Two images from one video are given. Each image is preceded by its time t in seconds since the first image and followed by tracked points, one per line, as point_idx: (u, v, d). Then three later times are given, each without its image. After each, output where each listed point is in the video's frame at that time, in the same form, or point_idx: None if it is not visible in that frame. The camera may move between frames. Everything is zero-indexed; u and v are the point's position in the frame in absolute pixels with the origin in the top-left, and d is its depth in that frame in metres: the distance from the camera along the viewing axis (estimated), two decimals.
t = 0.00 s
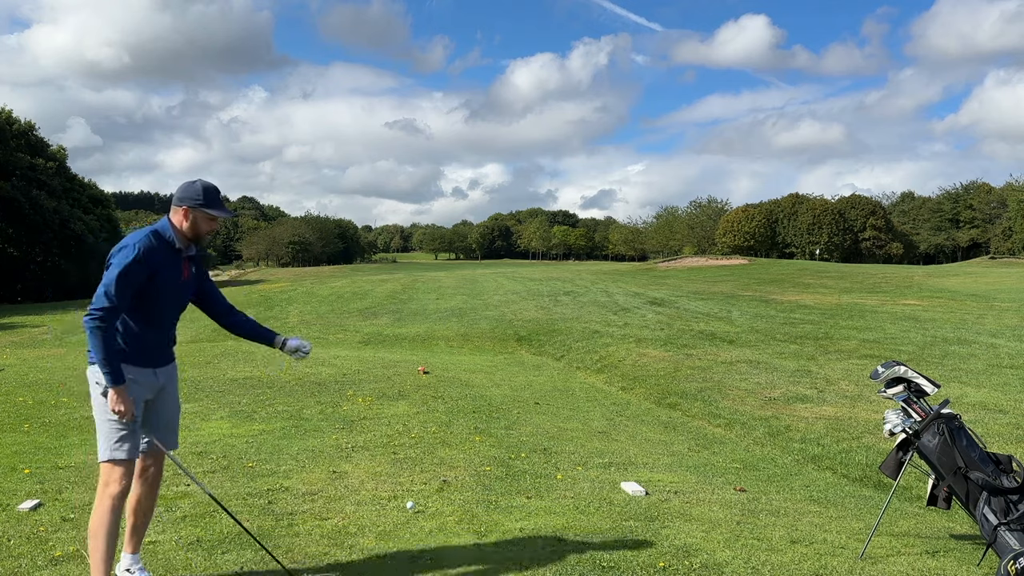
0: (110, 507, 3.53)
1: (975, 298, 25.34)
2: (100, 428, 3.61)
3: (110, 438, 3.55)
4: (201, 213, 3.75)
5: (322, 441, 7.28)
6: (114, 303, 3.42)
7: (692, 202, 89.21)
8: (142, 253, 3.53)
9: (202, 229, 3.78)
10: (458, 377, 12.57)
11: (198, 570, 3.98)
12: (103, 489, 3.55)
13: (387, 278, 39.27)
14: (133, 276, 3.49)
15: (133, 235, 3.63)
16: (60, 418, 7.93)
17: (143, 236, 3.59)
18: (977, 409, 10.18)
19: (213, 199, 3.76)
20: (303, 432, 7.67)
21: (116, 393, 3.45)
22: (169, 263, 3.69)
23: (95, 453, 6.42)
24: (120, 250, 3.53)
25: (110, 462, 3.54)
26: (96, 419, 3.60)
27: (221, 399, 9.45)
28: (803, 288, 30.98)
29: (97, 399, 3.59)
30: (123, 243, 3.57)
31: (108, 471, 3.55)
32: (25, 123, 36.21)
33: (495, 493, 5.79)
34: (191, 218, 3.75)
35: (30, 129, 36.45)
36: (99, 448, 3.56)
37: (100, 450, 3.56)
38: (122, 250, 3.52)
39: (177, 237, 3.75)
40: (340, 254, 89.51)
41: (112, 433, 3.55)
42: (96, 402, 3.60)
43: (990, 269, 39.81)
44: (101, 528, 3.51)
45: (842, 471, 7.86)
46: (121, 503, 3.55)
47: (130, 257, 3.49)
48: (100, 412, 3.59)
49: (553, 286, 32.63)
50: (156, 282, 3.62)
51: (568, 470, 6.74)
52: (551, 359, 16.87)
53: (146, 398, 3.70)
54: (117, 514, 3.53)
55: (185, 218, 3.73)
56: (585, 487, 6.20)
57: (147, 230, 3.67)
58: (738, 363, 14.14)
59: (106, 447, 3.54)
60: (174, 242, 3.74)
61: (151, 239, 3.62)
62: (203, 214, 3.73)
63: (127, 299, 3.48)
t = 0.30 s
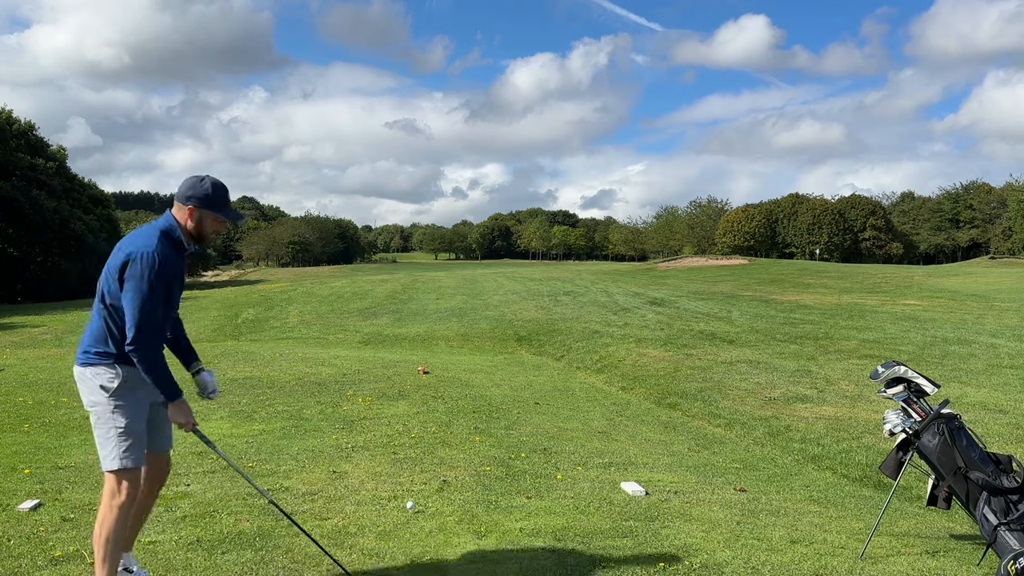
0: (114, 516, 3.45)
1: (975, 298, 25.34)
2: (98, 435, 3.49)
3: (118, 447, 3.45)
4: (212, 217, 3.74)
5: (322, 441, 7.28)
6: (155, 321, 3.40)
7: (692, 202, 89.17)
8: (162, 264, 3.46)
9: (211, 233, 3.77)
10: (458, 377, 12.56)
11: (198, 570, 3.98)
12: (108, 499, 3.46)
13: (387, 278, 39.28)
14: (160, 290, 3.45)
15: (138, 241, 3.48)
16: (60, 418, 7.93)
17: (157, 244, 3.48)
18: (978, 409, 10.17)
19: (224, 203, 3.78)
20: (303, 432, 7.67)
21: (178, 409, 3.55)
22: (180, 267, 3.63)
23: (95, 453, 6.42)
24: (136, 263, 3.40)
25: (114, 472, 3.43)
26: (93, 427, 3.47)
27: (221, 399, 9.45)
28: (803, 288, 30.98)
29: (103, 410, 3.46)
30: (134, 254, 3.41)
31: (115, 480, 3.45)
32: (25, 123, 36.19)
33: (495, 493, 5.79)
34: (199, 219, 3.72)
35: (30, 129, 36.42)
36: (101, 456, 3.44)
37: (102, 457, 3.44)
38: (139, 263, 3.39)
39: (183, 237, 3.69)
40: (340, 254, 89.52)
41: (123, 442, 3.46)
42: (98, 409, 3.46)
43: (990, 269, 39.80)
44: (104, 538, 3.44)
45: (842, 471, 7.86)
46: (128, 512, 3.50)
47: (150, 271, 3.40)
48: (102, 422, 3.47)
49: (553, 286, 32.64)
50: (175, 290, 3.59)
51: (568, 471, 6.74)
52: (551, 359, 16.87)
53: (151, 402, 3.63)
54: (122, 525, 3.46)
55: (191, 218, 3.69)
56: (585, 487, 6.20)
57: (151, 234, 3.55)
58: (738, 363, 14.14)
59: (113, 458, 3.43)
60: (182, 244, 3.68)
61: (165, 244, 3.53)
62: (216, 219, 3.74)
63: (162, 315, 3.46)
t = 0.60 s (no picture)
0: (107, 520, 3.47)
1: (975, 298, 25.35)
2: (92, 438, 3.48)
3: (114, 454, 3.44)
4: (221, 222, 3.75)
5: (322, 441, 7.28)
6: (168, 326, 3.44)
7: (692, 202, 89.16)
8: (173, 268, 3.48)
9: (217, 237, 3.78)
10: (458, 377, 12.56)
11: (198, 570, 3.98)
12: (100, 503, 3.47)
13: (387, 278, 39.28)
14: (170, 295, 3.47)
15: (147, 243, 3.48)
16: (60, 418, 7.94)
17: (167, 247, 3.49)
18: (978, 409, 10.17)
19: (234, 210, 3.78)
20: (303, 432, 7.67)
21: (192, 412, 3.66)
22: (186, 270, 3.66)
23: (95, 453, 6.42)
24: (148, 267, 3.41)
25: (108, 476, 3.44)
26: (88, 431, 3.46)
27: (221, 399, 9.45)
28: (803, 288, 30.99)
29: (101, 415, 3.46)
30: (145, 258, 3.41)
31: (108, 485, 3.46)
32: (25, 123, 36.17)
33: (495, 494, 5.79)
34: (206, 223, 3.72)
35: (30, 129, 36.41)
36: (96, 461, 3.44)
37: (96, 462, 3.44)
38: (150, 267, 3.41)
39: (189, 238, 3.68)
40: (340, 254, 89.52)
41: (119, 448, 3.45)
42: (98, 415, 3.46)
43: (991, 269, 39.80)
44: (97, 542, 3.46)
45: (842, 471, 7.86)
46: (121, 516, 3.51)
47: (162, 276, 3.42)
48: (98, 426, 3.46)
49: (553, 286, 32.63)
50: (181, 294, 3.62)
51: (568, 471, 6.74)
52: (551, 359, 16.87)
53: (147, 405, 3.63)
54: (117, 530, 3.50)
55: (199, 220, 3.68)
56: (585, 487, 6.20)
57: (159, 235, 3.54)
58: (738, 363, 14.14)
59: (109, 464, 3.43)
60: (188, 247, 3.68)
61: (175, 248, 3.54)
62: (224, 225, 3.75)
63: (173, 320, 3.51)
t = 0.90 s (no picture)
0: (100, 521, 3.47)
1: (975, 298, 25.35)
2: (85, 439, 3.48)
3: (107, 456, 3.44)
4: (225, 230, 3.73)
5: (322, 440, 7.28)
6: (168, 327, 3.44)
7: (692, 202, 89.11)
8: (172, 269, 3.47)
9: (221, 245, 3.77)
10: (458, 377, 12.57)
11: (198, 570, 3.98)
12: (92, 505, 3.47)
13: (387, 278, 39.28)
14: (170, 297, 3.47)
15: (148, 244, 3.48)
16: (60, 417, 7.94)
17: (167, 248, 3.49)
18: (978, 409, 10.17)
19: (238, 217, 3.76)
20: (303, 432, 7.67)
21: (193, 414, 3.65)
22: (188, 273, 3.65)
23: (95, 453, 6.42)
24: (147, 268, 3.41)
25: (101, 477, 3.43)
26: (81, 432, 3.46)
27: (221, 399, 9.45)
28: (803, 288, 30.99)
29: (95, 417, 3.46)
30: (144, 259, 3.42)
31: (102, 487, 3.45)
32: (25, 123, 36.16)
33: (496, 493, 5.80)
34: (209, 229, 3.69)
35: (30, 129, 36.40)
36: (88, 462, 3.43)
37: (88, 463, 3.43)
38: (150, 267, 3.41)
39: (190, 243, 3.67)
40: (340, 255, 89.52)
41: (113, 451, 3.45)
42: (92, 417, 3.46)
43: (991, 269, 39.78)
44: (91, 542, 3.47)
45: (842, 471, 7.86)
46: (114, 518, 3.50)
47: (161, 276, 3.41)
48: (92, 427, 3.46)
49: (553, 286, 32.63)
50: (181, 296, 3.61)
51: (568, 470, 6.75)
52: (551, 359, 16.87)
53: (142, 407, 3.62)
54: (110, 533, 3.49)
55: (203, 226, 3.66)
56: (585, 487, 6.20)
57: (161, 237, 3.55)
58: (738, 363, 14.14)
59: (103, 467, 3.43)
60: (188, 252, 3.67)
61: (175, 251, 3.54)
62: (227, 231, 3.73)
63: (174, 321, 3.50)
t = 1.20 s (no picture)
0: (100, 521, 3.47)
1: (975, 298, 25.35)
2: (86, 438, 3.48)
3: (106, 455, 3.44)
4: (227, 231, 3.74)
5: (322, 440, 7.28)
6: (172, 329, 3.45)
7: (692, 202, 89.08)
8: (173, 270, 3.46)
9: (224, 245, 3.78)
10: (457, 377, 12.57)
11: (198, 570, 3.97)
12: (93, 505, 3.48)
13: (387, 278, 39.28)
14: (174, 299, 3.47)
15: (149, 245, 3.48)
16: (60, 418, 7.94)
17: (169, 249, 3.48)
18: (978, 409, 10.17)
19: (240, 218, 3.77)
20: (303, 432, 7.67)
21: (194, 416, 3.66)
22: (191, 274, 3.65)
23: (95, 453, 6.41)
24: (148, 269, 3.41)
25: (101, 478, 3.44)
26: (82, 432, 3.46)
27: (221, 399, 9.45)
28: (803, 288, 30.99)
29: (96, 417, 3.46)
30: (146, 260, 3.42)
31: (102, 487, 3.46)
32: (25, 123, 36.16)
33: (495, 493, 5.79)
34: (212, 231, 3.70)
35: (30, 129, 36.40)
36: (89, 462, 3.44)
37: (90, 463, 3.44)
38: (152, 268, 3.41)
39: (192, 244, 3.66)
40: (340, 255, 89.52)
41: (113, 451, 3.45)
42: (92, 416, 3.45)
43: (991, 269, 39.77)
44: (92, 542, 3.47)
45: (842, 471, 7.86)
46: (115, 519, 3.51)
47: (162, 276, 3.41)
48: (92, 427, 3.46)
49: (553, 286, 32.64)
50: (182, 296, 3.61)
51: (568, 470, 6.74)
52: (551, 359, 16.87)
53: (143, 407, 3.61)
54: (111, 534, 3.50)
55: (205, 228, 3.66)
56: (585, 487, 6.20)
57: (163, 238, 3.54)
58: (738, 363, 14.14)
59: (103, 467, 3.43)
60: (191, 254, 3.67)
61: (177, 252, 3.54)
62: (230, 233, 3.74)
63: (177, 322, 3.50)
